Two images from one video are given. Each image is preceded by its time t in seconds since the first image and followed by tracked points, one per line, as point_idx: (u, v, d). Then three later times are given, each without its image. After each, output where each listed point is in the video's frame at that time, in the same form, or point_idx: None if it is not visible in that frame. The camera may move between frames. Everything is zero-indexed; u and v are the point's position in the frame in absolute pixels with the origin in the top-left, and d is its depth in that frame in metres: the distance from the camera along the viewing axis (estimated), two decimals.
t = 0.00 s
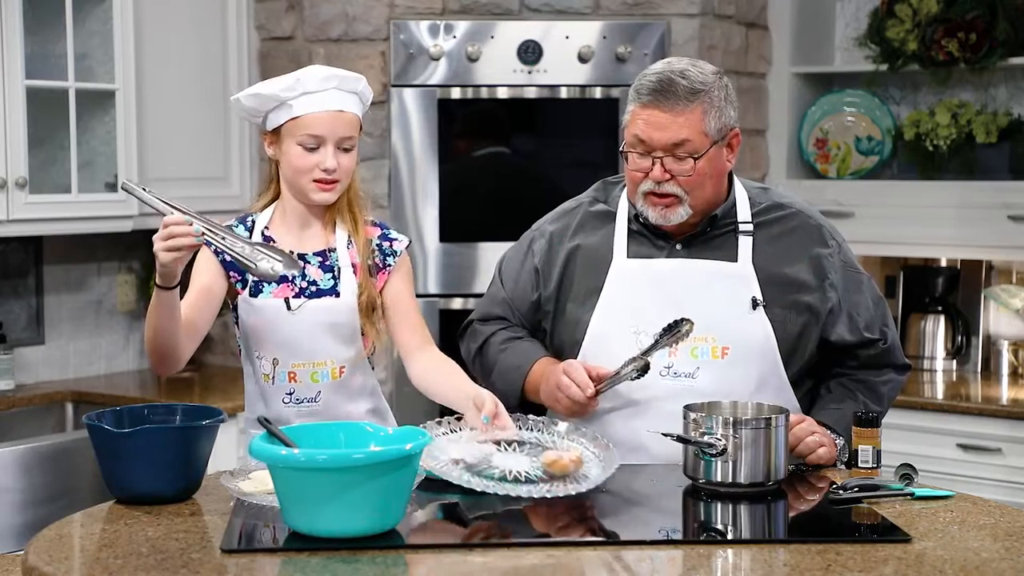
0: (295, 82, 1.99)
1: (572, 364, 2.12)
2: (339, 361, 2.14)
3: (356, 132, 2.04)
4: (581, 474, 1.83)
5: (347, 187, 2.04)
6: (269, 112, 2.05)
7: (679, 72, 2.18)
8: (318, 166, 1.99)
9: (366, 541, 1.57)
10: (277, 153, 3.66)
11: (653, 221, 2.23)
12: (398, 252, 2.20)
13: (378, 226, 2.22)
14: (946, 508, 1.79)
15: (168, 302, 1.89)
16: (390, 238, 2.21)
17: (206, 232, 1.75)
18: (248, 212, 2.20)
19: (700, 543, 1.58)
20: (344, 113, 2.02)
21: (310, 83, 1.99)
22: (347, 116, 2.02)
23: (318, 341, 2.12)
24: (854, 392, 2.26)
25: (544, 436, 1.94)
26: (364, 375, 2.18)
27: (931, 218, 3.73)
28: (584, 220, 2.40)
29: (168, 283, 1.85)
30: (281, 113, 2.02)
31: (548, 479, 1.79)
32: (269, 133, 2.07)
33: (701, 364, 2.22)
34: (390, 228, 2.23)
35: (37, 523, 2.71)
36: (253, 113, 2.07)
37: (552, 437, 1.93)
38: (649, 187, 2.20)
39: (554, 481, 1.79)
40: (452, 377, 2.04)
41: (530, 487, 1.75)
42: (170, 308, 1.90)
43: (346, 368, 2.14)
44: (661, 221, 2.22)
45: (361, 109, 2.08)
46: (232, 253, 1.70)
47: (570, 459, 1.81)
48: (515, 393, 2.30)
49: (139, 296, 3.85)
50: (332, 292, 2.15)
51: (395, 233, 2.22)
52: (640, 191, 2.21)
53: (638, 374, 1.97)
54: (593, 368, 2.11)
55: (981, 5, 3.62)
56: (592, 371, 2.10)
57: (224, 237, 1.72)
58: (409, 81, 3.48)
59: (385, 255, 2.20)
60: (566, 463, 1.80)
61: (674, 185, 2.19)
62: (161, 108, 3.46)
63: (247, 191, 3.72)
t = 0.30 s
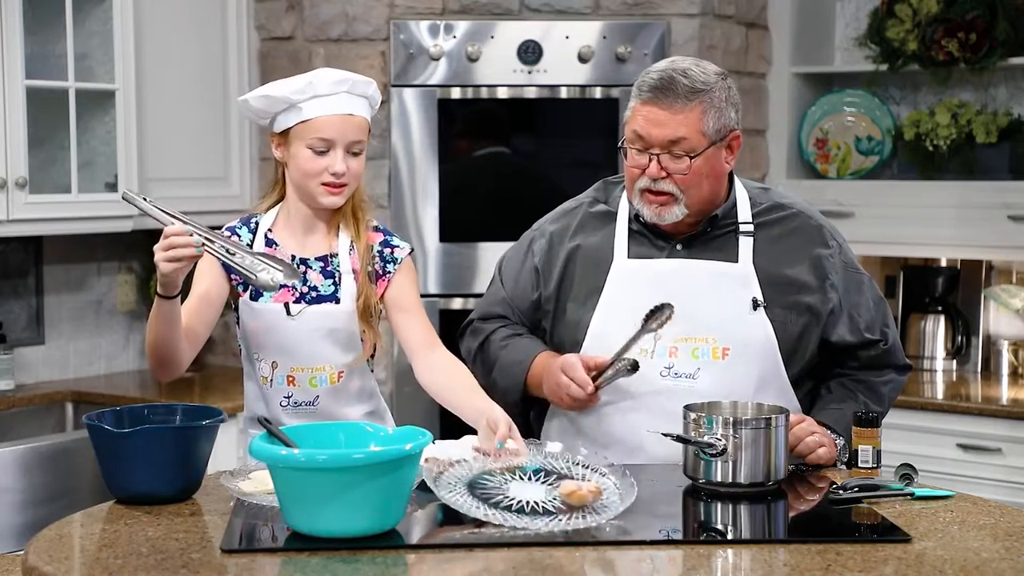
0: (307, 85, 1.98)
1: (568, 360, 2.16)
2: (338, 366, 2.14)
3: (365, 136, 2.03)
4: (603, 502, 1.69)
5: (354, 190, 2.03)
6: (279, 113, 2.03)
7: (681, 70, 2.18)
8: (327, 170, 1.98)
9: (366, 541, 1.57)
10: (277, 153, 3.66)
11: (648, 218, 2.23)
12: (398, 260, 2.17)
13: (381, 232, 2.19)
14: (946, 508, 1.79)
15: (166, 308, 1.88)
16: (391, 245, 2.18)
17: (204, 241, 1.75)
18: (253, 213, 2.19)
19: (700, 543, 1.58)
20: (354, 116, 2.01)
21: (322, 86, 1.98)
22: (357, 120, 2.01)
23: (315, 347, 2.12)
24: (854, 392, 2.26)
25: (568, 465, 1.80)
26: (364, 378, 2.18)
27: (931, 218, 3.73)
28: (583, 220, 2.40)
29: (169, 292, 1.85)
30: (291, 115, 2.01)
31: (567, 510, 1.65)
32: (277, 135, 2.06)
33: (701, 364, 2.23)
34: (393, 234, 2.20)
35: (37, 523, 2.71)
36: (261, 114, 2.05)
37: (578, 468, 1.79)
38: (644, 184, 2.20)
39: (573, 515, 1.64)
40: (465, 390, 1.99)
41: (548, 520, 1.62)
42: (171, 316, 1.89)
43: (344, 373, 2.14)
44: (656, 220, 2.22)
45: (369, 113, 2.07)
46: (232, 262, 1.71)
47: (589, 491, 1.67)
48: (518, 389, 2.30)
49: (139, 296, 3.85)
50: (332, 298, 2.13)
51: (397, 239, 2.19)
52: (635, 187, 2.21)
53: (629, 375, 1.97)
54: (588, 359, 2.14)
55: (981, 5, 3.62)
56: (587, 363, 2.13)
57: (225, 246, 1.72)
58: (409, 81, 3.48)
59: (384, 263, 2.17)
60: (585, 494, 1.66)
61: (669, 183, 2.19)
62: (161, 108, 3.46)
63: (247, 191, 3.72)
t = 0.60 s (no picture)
0: (311, 88, 1.97)
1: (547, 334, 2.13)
2: (339, 367, 2.13)
3: (367, 138, 2.02)
4: (611, 510, 1.66)
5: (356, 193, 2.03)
6: (281, 116, 2.03)
7: (683, 71, 2.18)
8: (329, 172, 1.98)
9: (366, 541, 1.57)
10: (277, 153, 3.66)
11: (647, 218, 2.23)
12: (399, 257, 2.17)
13: (382, 230, 2.19)
14: (946, 508, 1.79)
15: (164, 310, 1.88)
16: (391, 243, 2.18)
17: (204, 244, 1.76)
18: (255, 212, 2.20)
19: (700, 543, 1.58)
20: (358, 119, 2.01)
21: (326, 89, 1.98)
22: (361, 123, 2.01)
23: (315, 347, 2.12)
24: (854, 393, 2.26)
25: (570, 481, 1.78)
26: (365, 378, 2.17)
27: (931, 218, 3.73)
28: (586, 216, 2.39)
29: (169, 295, 1.84)
30: (294, 118, 2.00)
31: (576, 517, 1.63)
32: (279, 136, 2.05)
33: (702, 363, 2.22)
34: (393, 232, 2.20)
35: (37, 523, 2.71)
36: (263, 115, 2.05)
37: (581, 481, 1.77)
38: (644, 184, 2.20)
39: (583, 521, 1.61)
40: (461, 387, 1.96)
41: (553, 527, 1.60)
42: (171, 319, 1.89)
43: (346, 373, 2.14)
44: (655, 219, 2.22)
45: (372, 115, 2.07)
46: (230, 268, 1.73)
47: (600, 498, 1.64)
48: (514, 366, 2.28)
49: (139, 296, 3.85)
50: (335, 297, 2.14)
51: (397, 237, 2.19)
52: (635, 186, 2.21)
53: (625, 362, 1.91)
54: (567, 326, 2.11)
55: (981, 5, 3.62)
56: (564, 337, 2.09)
57: (227, 248, 1.75)
58: (409, 81, 3.48)
59: (385, 260, 2.16)
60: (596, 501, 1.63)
61: (669, 183, 2.19)
62: (161, 108, 3.46)
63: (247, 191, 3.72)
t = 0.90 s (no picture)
0: (311, 89, 1.97)
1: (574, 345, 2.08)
2: (339, 365, 2.14)
3: (367, 140, 2.02)
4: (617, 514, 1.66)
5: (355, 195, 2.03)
6: (281, 115, 2.03)
7: (694, 71, 2.18)
8: (328, 174, 1.98)
9: (367, 541, 1.57)
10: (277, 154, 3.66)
11: (656, 217, 2.23)
12: (398, 254, 2.16)
13: (381, 228, 2.19)
14: (946, 508, 1.79)
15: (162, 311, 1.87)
16: (391, 240, 2.18)
17: (200, 244, 1.76)
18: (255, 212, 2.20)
19: (700, 543, 1.58)
20: (358, 122, 2.01)
21: (327, 91, 1.98)
22: (361, 125, 2.01)
23: (315, 346, 2.12)
24: (855, 394, 2.26)
25: (569, 490, 1.77)
26: (365, 376, 2.18)
27: (931, 218, 3.73)
28: (590, 216, 2.39)
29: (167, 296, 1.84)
30: (294, 118, 2.01)
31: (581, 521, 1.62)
32: (279, 135, 2.06)
33: (706, 364, 2.22)
34: (393, 230, 2.19)
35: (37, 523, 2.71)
36: (264, 114, 2.05)
37: (581, 490, 1.76)
38: (654, 184, 2.20)
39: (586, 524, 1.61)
40: (458, 386, 1.95)
41: (557, 529, 1.59)
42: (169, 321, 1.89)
43: (346, 372, 2.14)
44: (664, 219, 2.23)
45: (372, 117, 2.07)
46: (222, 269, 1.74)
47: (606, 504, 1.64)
48: (524, 368, 2.25)
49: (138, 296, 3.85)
50: (333, 296, 2.14)
51: (396, 236, 2.19)
52: (645, 186, 2.21)
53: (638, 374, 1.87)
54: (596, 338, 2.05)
55: (981, 5, 3.63)
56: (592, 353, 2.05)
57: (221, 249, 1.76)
58: (409, 81, 3.48)
59: (384, 257, 2.16)
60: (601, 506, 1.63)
61: (679, 184, 2.19)
62: (161, 108, 3.46)
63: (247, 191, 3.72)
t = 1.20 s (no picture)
0: (314, 92, 1.97)
1: (597, 345, 2.09)
2: (346, 358, 2.14)
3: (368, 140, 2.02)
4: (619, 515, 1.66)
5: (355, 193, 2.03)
6: (282, 115, 2.02)
7: (700, 72, 2.19)
8: (329, 175, 1.98)
9: (367, 541, 1.57)
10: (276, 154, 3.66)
11: (659, 219, 2.23)
12: (401, 246, 2.19)
13: (381, 221, 2.21)
14: (946, 508, 1.79)
15: (181, 304, 1.87)
16: (393, 233, 2.19)
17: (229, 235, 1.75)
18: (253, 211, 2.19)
19: (700, 543, 1.58)
20: (359, 124, 2.01)
21: (330, 93, 1.98)
22: (363, 127, 2.01)
23: (321, 340, 2.12)
24: (857, 395, 2.26)
25: (570, 490, 1.77)
26: (367, 371, 2.19)
27: (931, 218, 3.73)
28: (594, 216, 2.39)
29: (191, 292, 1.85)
30: (296, 120, 2.00)
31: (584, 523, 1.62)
32: (280, 134, 2.05)
33: (711, 364, 2.22)
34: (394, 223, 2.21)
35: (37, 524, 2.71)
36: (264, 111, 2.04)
37: (583, 490, 1.76)
38: (658, 185, 2.19)
39: (589, 526, 1.61)
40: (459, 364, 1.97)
41: (560, 531, 1.59)
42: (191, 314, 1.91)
43: (353, 366, 2.15)
44: (668, 221, 2.22)
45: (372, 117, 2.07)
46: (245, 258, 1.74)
47: (608, 505, 1.64)
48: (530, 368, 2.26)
49: (138, 296, 3.85)
50: (340, 289, 2.14)
51: (398, 227, 2.20)
52: (649, 187, 2.21)
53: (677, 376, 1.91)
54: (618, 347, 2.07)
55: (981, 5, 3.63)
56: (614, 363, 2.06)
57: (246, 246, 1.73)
58: (409, 81, 3.48)
59: (387, 249, 2.18)
60: (603, 507, 1.63)
61: (684, 185, 2.19)
62: (161, 108, 3.46)
63: (247, 191, 3.72)
